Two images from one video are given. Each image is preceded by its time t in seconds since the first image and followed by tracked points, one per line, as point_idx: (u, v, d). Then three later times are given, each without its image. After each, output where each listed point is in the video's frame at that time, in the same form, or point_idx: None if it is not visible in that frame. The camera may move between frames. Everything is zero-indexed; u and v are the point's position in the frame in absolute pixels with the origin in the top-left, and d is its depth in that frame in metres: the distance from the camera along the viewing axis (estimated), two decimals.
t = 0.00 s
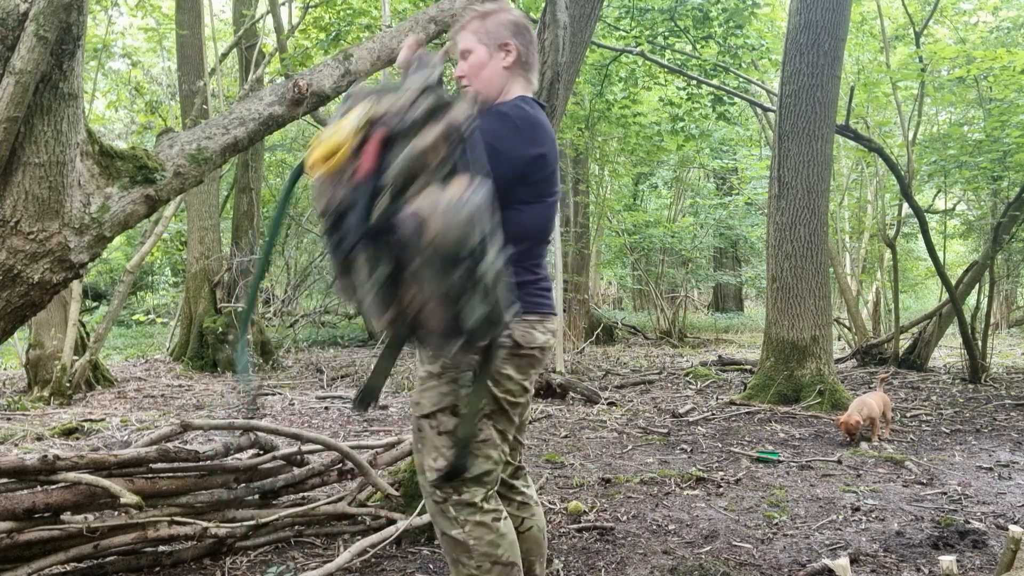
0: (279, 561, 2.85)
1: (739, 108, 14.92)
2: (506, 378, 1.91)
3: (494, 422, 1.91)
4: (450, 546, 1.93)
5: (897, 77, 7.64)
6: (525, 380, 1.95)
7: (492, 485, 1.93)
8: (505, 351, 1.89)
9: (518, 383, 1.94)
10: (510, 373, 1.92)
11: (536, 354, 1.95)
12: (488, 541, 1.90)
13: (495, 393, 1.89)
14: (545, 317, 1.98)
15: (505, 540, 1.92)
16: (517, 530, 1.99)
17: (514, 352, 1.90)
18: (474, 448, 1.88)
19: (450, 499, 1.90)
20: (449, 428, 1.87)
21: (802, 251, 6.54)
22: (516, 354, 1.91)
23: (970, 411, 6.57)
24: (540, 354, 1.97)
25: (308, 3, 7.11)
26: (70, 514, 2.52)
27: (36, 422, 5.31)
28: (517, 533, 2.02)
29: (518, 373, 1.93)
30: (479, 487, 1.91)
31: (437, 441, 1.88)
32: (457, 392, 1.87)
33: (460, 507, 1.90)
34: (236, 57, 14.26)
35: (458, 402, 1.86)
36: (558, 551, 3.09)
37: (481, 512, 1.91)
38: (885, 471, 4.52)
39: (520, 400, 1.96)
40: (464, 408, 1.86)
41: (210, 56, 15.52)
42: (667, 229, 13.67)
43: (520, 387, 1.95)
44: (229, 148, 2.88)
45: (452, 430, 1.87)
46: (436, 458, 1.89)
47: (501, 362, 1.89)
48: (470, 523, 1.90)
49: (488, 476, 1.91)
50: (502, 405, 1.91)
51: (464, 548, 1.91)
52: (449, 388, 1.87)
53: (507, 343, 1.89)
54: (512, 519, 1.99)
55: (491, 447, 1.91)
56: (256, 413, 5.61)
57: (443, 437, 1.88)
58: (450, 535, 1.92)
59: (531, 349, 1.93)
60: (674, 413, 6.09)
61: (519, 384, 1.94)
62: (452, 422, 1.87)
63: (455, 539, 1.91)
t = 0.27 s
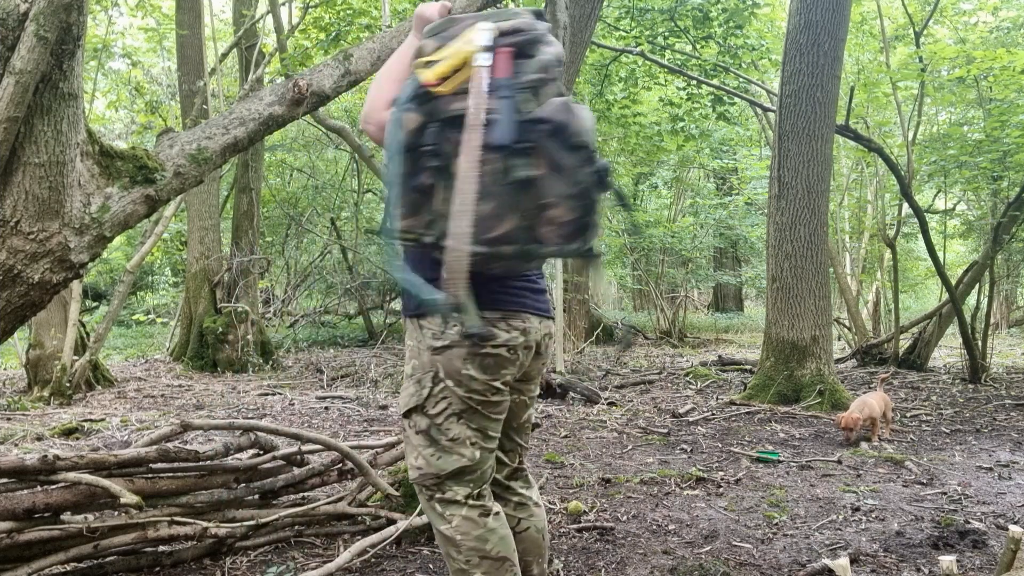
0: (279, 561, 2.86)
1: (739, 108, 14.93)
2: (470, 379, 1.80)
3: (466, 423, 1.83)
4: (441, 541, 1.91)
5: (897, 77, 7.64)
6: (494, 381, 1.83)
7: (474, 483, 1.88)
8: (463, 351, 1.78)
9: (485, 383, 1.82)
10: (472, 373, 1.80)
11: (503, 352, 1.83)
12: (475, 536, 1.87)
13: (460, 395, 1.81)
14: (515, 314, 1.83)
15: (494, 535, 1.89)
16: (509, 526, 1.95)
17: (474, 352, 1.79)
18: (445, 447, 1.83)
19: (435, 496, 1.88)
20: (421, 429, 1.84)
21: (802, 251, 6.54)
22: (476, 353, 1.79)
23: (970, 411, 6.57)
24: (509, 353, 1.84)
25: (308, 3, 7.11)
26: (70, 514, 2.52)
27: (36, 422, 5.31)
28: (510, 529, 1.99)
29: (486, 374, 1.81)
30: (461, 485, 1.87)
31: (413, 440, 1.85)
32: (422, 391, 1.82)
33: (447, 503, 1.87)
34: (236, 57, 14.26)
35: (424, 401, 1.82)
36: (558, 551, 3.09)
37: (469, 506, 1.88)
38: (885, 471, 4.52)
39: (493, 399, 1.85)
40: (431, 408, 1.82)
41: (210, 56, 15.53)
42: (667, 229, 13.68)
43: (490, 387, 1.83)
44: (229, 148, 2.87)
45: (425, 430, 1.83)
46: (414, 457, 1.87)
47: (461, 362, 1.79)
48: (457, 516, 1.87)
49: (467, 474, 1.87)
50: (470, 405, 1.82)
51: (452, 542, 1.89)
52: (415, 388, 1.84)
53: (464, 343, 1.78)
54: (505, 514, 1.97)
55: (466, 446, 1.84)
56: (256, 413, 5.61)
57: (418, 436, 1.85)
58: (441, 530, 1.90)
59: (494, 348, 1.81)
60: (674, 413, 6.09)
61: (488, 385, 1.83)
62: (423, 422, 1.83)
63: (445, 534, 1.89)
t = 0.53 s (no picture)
0: (279, 561, 2.86)
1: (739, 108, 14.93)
2: (469, 378, 1.86)
3: (467, 424, 1.88)
4: (446, 547, 1.95)
5: (897, 76, 7.64)
6: (495, 379, 1.88)
7: (477, 485, 1.92)
8: (459, 350, 1.86)
9: (485, 380, 1.87)
10: (472, 370, 1.86)
11: (500, 350, 1.87)
12: (477, 545, 1.91)
13: (459, 395, 1.87)
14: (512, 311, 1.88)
15: (496, 544, 1.92)
16: (514, 534, 1.97)
17: (470, 351, 1.85)
18: (446, 449, 1.88)
19: (439, 501, 1.92)
20: (423, 432, 1.90)
21: (802, 251, 6.54)
22: (474, 352, 1.86)
23: (970, 411, 6.57)
24: (509, 351, 1.88)
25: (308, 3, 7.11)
26: (70, 514, 2.52)
27: (36, 422, 5.31)
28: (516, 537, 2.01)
29: (484, 373, 1.87)
30: (464, 487, 1.91)
31: (416, 444, 1.91)
32: (423, 393, 1.90)
33: (449, 510, 1.91)
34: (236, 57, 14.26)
35: (425, 404, 1.89)
36: (558, 551, 3.10)
37: (472, 514, 1.91)
38: (885, 471, 4.52)
39: (495, 399, 1.89)
40: (431, 410, 1.88)
41: (210, 56, 15.52)
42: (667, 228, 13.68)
43: (488, 385, 1.87)
44: (229, 148, 2.87)
45: (426, 432, 1.89)
46: (417, 462, 1.92)
47: (458, 361, 1.86)
48: (460, 524, 1.91)
49: (469, 476, 1.91)
50: (470, 405, 1.87)
51: (454, 550, 1.92)
52: (416, 390, 1.91)
53: (461, 341, 1.85)
54: (510, 522, 1.99)
55: (467, 448, 1.89)
56: (256, 414, 5.60)
57: (420, 440, 1.91)
58: (444, 537, 1.94)
59: (490, 346, 1.86)
60: (674, 413, 6.09)
61: (489, 384, 1.87)
62: (424, 425, 1.90)
63: (448, 541, 1.93)
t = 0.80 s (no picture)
0: (279, 561, 2.86)
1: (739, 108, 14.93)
2: (482, 375, 1.87)
3: (478, 423, 1.88)
4: (450, 548, 1.94)
5: (897, 76, 7.64)
6: (508, 377, 1.89)
7: (485, 486, 1.92)
8: (473, 347, 1.87)
9: (499, 379, 1.88)
10: (485, 369, 1.87)
11: (513, 347, 1.89)
12: (483, 548, 1.91)
13: (472, 393, 1.87)
14: (523, 305, 1.91)
15: (502, 547, 1.91)
16: (519, 537, 1.96)
17: (484, 348, 1.87)
18: (457, 448, 1.88)
19: (446, 503, 1.91)
20: (433, 431, 1.89)
21: (802, 251, 6.54)
22: (487, 348, 1.87)
23: (970, 411, 6.57)
24: (522, 348, 1.91)
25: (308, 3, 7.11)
26: (70, 514, 2.52)
27: (36, 422, 5.31)
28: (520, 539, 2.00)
29: (498, 370, 1.88)
30: (473, 488, 1.91)
31: (425, 444, 1.91)
32: (434, 393, 1.89)
33: (456, 513, 1.90)
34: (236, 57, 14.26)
35: (436, 403, 1.88)
36: (557, 551, 3.10)
37: (478, 518, 1.91)
38: (885, 471, 4.52)
39: (506, 396, 1.90)
40: (443, 409, 1.88)
41: (210, 56, 15.52)
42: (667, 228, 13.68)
43: (502, 382, 1.88)
44: (229, 148, 2.87)
45: (435, 432, 1.89)
46: (426, 463, 1.92)
47: (472, 358, 1.87)
48: (465, 527, 1.90)
49: (479, 477, 1.90)
50: (482, 402, 1.88)
51: (459, 553, 1.92)
52: (427, 390, 1.90)
53: (474, 338, 1.87)
54: (515, 525, 1.98)
55: (478, 447, 1.89)
56: (256, 414, 5.60)
57: (429, 441, 1.90)
58: (449, 539, 1.93)
59: (503, 343, 1.88)
60: (674, 413, 6.09)
61: (502, 382, 1.88)
62: (434, 425, 1.89)
63: (453, 543, 1.92)
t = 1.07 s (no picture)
0: (279, 561, 2.86)
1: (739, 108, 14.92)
2: (522, 370, 1.90)
3: (513, 419, 1.91)
4: (470, 547, 1.95)
5: (897, 77, 7.63)
6: (544, 370, 1.94)
7: (512, 487, 1.93)
8: (514, 341, 1.90)
9: (536, 372, 1.93)
10: (525, 363, 1.91)
11: (550, 340, 1.95)
12: (506, 551, 1.92)
13: (511, 388, 1.89)
14: (555, 300, 1.97)
15: (523, 552, 1.94)
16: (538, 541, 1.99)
17: (525, 342, 1.91)
18: (492, 447, 1.89)
19: (475, 503, 1.91)
20: (469, 430, 1.89)
21: (802, 251, 6.54)
22: (528, 342, 1.91)
23: (970, 411, 6.57)
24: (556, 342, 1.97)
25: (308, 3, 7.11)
26: (70, 514, 2.52)
27: (36, 421, 5.31)
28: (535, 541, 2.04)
29: (536, 363, 1.93)
30: (501, 487, 1.91)
31: (456, 444, 1.90)
32: (471, 391, 1.89)
33: (484, 514, 1.91)
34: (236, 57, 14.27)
35: (474, 401, 1.88)
36: (558, 551, 3.10)
37: (504, 521, 1.92)
38: (885, 471, 4.52)
39: (538, 390, 1.95)
40: (480, 407, 1.88)
41: (211, 56, 15.52)
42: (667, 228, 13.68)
43: (538, 376, 1.94)
44: (229, 148, 2.87)
45: (471, 431, 1.88)
46: (457, 463, 1.90)
47: (513, 353, 1.90)
48: (491, 530, 1.92)
49: (508, 477, 1.92)
50: (520, 398, 1.91)
51: (481, 555, 1.93)
52: (463, 388, 1.90)
53: (515, 333, 1.90)
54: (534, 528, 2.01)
55: (511, 445, 1.91)
56: (256, 413, 5.61)
57: (461, 440, 1.90)
58: (471, 539, 1.94)
59: (542, 336, 1.93)
60: (675, 413, 6.09)
61: (539, 375, 1.94)
62: (470, 422, 1.88)
63: (476, 544, 1.93)
